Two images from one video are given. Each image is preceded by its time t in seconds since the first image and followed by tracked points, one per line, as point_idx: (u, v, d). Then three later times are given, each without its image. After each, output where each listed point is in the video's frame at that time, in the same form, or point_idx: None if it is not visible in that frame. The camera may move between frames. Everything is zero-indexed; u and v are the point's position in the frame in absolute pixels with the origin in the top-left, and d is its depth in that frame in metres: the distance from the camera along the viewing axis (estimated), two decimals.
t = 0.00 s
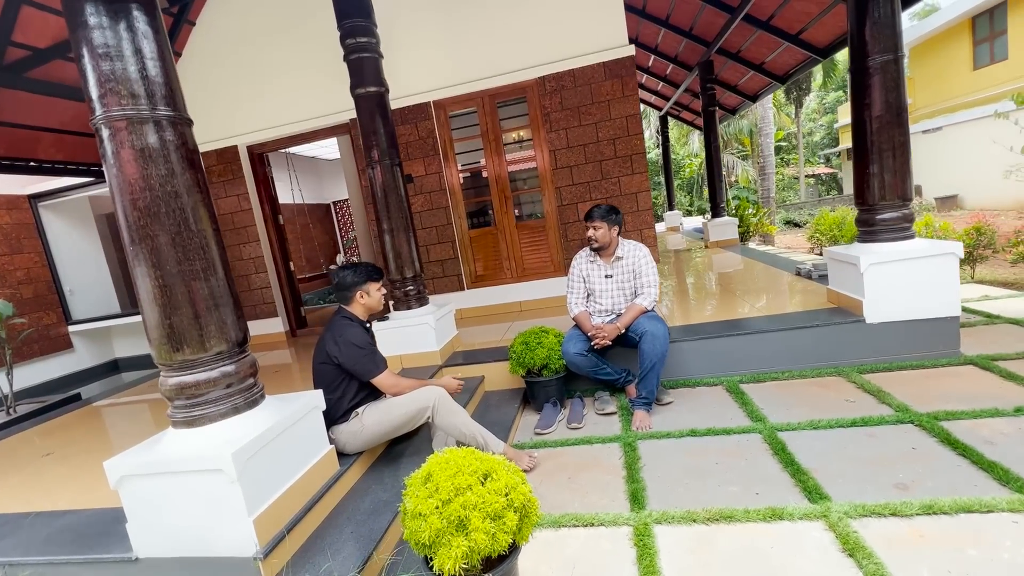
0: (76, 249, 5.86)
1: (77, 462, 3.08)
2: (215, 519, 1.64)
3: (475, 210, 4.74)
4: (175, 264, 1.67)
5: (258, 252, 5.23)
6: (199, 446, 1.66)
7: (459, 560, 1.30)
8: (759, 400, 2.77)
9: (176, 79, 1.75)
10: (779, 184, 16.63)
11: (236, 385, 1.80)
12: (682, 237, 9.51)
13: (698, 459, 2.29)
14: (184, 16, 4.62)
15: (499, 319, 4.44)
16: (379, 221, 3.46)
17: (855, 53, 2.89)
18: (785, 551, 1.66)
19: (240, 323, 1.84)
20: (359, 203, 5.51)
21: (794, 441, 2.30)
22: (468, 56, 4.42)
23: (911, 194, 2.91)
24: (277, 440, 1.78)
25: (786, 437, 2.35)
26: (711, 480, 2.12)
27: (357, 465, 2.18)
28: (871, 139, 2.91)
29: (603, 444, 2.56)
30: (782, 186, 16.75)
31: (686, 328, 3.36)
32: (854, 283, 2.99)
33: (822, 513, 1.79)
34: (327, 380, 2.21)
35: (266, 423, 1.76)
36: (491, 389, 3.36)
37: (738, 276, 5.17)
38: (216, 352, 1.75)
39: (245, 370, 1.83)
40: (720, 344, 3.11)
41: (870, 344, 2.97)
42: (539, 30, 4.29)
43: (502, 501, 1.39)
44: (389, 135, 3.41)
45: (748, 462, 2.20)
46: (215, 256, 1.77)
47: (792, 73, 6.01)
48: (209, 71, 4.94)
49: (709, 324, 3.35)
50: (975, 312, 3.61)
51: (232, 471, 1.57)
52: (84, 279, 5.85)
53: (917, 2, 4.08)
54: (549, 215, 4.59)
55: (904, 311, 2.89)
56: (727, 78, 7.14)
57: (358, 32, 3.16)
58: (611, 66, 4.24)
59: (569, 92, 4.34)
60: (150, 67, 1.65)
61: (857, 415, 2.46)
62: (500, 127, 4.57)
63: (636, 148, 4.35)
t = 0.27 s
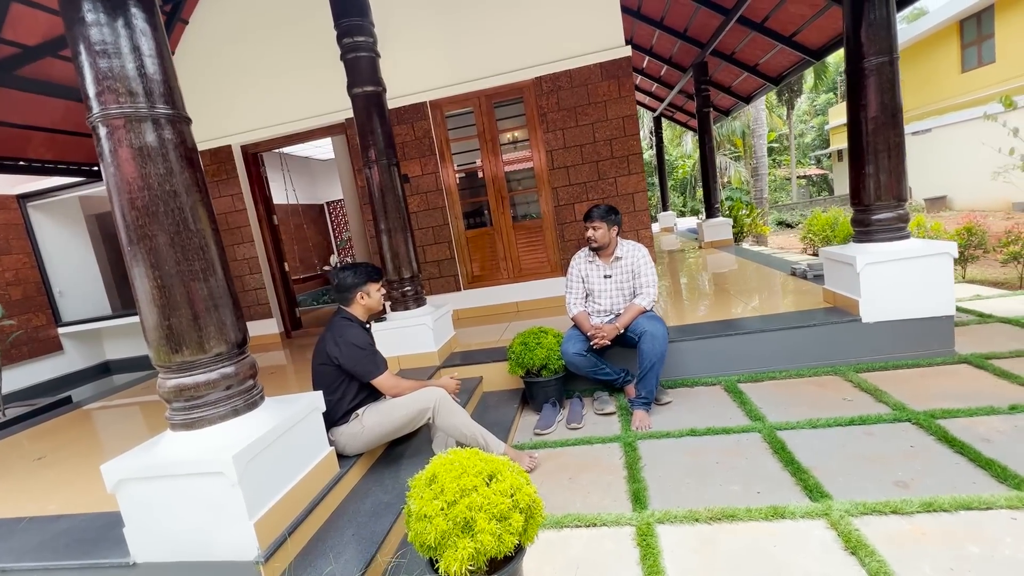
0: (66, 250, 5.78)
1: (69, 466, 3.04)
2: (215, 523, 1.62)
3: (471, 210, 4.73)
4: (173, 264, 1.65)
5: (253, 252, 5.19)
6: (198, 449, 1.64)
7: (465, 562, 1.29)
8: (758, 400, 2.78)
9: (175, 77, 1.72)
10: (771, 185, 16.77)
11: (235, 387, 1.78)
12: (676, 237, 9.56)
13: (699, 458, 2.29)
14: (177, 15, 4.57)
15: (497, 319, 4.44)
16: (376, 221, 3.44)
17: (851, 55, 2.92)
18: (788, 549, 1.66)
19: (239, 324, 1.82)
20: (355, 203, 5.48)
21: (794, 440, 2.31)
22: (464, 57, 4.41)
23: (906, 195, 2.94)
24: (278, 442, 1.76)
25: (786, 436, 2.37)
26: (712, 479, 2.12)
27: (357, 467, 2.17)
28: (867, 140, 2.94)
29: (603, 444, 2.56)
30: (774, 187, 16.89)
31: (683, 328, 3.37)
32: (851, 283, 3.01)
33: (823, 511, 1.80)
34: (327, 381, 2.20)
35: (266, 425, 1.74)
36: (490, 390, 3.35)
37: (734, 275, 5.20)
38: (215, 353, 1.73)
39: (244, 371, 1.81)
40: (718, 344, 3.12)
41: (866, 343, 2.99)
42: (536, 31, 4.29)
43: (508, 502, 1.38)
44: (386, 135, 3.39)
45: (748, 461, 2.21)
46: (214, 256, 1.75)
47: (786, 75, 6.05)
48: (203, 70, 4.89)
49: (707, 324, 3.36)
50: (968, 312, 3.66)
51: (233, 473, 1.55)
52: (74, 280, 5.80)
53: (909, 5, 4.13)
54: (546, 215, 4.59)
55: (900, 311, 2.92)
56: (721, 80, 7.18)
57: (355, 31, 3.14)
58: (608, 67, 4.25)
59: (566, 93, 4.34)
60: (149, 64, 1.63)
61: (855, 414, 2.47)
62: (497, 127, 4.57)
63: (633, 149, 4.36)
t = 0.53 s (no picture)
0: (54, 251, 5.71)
1: (60, 468, 3.00)
2: (213, 524, 1.60)
3: (467, 210, 4.73)
4: (170, 263, 1.63)
5: (246, 252, 5.14)
6: (196, 450, 1.62)
7: (468, 561, 1.29)
8: (754, 399, 2.80)
9: (171, 74, 1.70)
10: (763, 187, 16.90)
11: (232, 387, 1.76)
12: (670, 238, 9.61)
13: (697, 457, 2.30)
14: (170, 12, 4.52)
15: (493, 319, 4.43)
16: (373, 220, 3.43)
17: (845, 57, 2.95)
18: (787, 547, 1.67)
19: (237, 324, 1.80)
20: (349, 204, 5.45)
21: (791, 439, 2.33)
22: (460, 57, 4.41)
23: (899, 196, 2.97)
24: (276, 443, 1.75)
25: (782, 435, 2.38)
26: (711, 478, 2.13)
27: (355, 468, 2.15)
28: (861, 141, 2.96)
29: (601, 443, 2.57)
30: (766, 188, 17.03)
31: (680, 327, 3.38)
32: (845, 283, 3.04)
33: (821, 509, 1.81)
34: (325, 382, 2.18)
35: (265, 425, 1.72)
36: (486, 390, 3.34)
37: (728, 276, 5.24)
38: (212, 353, 1.71)
39: (242, 372, 1.79)
40: (714, 344, 3.13)
41: (860, 342, 3.02)
42: (532, 32, 4.29)
43: (510, 502, 1.38)
44: (382, 134, 3.37)
45: (745, 459, 2.22)
46: (211, 255, 1.73)
47: (779, 77, 6.10)
48: (195, 68, 4.85)
49: (703, 324, 3.38)
50: (958, 311, 3.70)
51: (232, 474, 1.54)
52: (63, 281, 5.72)
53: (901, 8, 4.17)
54: (541, 215, 4.59)
55: (893, 310, 2.95)
56: (715, 82, 7.23)
57: (351, 30, 3.12)
58: (603, 67, 4.26)
59: (561, 93, 4.35)
60: (145, 61, 1.61)
61: (850, 412, 2.50)
62: (492, 128, 4.57)
63: (628, 150, 4.37)
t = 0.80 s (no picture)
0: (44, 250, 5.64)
1: (54, 470, 2.96)
2: (215, 525, 1.59)
3: (464, 210, 4.72)
4: (171, 261, 1.61)
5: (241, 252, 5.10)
6: (197, 450, 1.60)
7: (476, 560, 1.28)
8: (753, 398, 2.82)
9: (173, 70, 1.69)
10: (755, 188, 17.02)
11: (234, 387, 1.74)
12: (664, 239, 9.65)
13: (698, 456, 2.31)
14: (165, 9, 4.47)
15: (490, 319, 4.43)
16: (371, 220, 3.41)
17: (842, 59, 2.98)
18: (790, 544, 1.69)
19: (238, 323, 1.79)
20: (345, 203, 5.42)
21: (790, 437, 2.35)
22: (457, 56, 4.40)
23: (894, 196, 3.01)
24: (278, 443, 1.73)
25: (782, 433, 2.40)
26: (712, 476, 2.14)
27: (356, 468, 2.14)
28: (857, 142, 2.99)
29: (602, 443, 2.57)
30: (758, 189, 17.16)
31: (678, 327, 3.40)
32: (841, 283, 3.07)
33: (823, 506, 1.83)
34: (326, 381, 2.17)
35: (267, 425, 1.71)
36: (485, 390, 3.34)
37: (724, 276, 5.27)
38: (213, 353, 1.69)
39: (243, 372, 1.78)
40: (712, 343, 3.15)
41: (857, 342, 3.05)
42: (530, 32, 4.29)
43: (517, 500, 1.38)
44: (380, 133, 3.36)
45: (746, 458, 2.23)
46: (212, 254, 1.71)
47: (773, 79, 6.15)
48: (190, 66, 4.81)
49: (701, 323, 3.39)
50: (950, 310, 3.75)
51: (235, 474, 1.52)
52: (54, 281, 5.66)
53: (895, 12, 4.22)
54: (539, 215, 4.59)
55: (889, 310, 2.98)
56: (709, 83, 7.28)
57: (349, 29, 3.11)
58: (601, 68, 4.27)
59: (559, 93, 4.36)
60: (146, 57, 1.59)
61: (848, 410, 2.52)
62: (490, 127, 4.56)
63: (625, 150, 4.39)
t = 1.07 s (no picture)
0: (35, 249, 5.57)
1: (46, 471, 2.92)
2: (215, 525, 1.57)
3: (462, 210, 4.71)
4: (171, 259, 1.59)
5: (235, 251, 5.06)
6: (198, 450, 1.59)
7: (482, 560, 1.28)
8: (751, 397, 2.83)
9: (174, 67, 1.67)
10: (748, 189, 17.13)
11: (234, 387, 1.72)
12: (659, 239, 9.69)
13: (698, 455, 2.32)
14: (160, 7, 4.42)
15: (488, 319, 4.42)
16: (369, 219, 3.39)
17: (839, 61, 3.01)
18: (792, 542, 1.69)
19: (239, 322, 1.77)
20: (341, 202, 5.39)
21: (789, 437, 2.36)
22: (455, 56, 4.39)
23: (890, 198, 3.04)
24: (280, 443, 1.71)
25: (781, 433, 2.41)
26: (713, 475, 2.15)
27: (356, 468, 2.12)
28: (854, 144, 3.02)
29: (602, 442, 2.57)
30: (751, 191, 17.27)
31: (676, 327, 3.41)
32: (838, 283, 3.10)
33: (823, 504, 1.84)
34: (326, 381, 2.15)
35: (268, 425, 1.69)
36: (484, 390, 3.33)
37: (720, 276, 5.30)
38: (214, 352, 1.67)
39: (243, 371, 1.76)
40: (710, 343, 3.17)
41: (853, 341, 3.08)
42: (528, 32, 4.30)
43: (523, 500, 1.37)
44: (379, 132, 3.34)
45: (746, 457, 2.24)
46: (213, 252, 1.69)
47: (768, 81, 6.20)
48: (184, 64, 4.77)
49: (699, 323, 3.41)
50: (944, 311, 3.79)
51: (237, 475, 1.51)
52: (44, 280, 5.59)
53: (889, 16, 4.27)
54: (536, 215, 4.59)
55: (884, 310, 3.01)
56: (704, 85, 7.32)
57: (348, 27, 3.09)
58: (598, 69, 4.28)
59: (557, 94, 4.36)
60: (147, 52, 1.57)
61: (846, 410, 2.54)
62: (487, 127, 4.55)
63: (623, 151, 4.40)
